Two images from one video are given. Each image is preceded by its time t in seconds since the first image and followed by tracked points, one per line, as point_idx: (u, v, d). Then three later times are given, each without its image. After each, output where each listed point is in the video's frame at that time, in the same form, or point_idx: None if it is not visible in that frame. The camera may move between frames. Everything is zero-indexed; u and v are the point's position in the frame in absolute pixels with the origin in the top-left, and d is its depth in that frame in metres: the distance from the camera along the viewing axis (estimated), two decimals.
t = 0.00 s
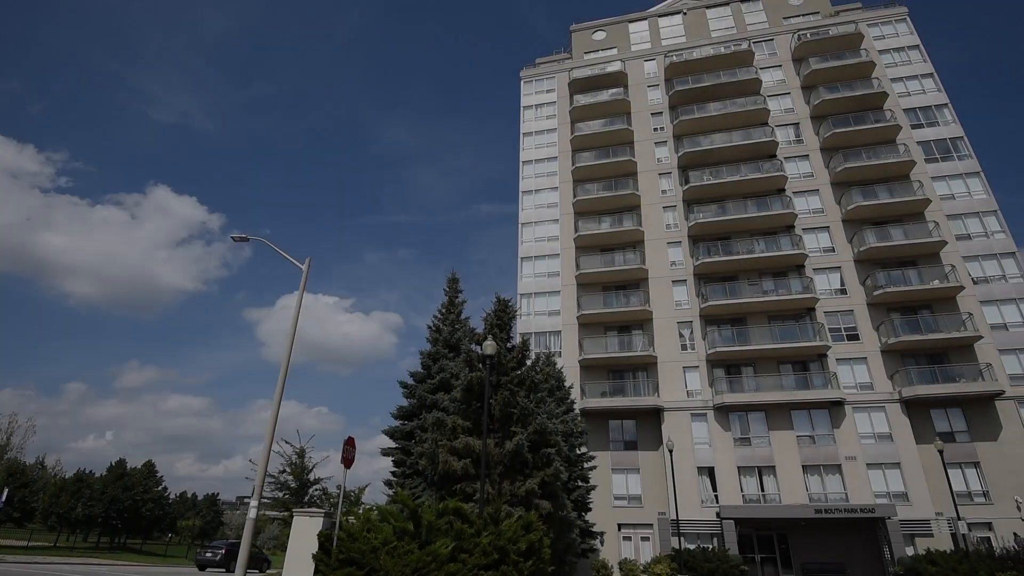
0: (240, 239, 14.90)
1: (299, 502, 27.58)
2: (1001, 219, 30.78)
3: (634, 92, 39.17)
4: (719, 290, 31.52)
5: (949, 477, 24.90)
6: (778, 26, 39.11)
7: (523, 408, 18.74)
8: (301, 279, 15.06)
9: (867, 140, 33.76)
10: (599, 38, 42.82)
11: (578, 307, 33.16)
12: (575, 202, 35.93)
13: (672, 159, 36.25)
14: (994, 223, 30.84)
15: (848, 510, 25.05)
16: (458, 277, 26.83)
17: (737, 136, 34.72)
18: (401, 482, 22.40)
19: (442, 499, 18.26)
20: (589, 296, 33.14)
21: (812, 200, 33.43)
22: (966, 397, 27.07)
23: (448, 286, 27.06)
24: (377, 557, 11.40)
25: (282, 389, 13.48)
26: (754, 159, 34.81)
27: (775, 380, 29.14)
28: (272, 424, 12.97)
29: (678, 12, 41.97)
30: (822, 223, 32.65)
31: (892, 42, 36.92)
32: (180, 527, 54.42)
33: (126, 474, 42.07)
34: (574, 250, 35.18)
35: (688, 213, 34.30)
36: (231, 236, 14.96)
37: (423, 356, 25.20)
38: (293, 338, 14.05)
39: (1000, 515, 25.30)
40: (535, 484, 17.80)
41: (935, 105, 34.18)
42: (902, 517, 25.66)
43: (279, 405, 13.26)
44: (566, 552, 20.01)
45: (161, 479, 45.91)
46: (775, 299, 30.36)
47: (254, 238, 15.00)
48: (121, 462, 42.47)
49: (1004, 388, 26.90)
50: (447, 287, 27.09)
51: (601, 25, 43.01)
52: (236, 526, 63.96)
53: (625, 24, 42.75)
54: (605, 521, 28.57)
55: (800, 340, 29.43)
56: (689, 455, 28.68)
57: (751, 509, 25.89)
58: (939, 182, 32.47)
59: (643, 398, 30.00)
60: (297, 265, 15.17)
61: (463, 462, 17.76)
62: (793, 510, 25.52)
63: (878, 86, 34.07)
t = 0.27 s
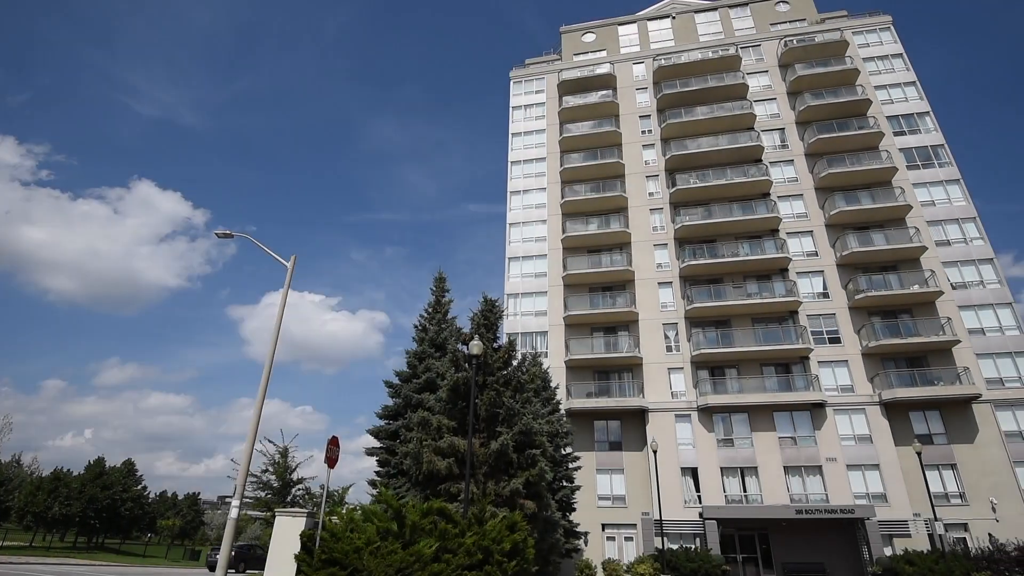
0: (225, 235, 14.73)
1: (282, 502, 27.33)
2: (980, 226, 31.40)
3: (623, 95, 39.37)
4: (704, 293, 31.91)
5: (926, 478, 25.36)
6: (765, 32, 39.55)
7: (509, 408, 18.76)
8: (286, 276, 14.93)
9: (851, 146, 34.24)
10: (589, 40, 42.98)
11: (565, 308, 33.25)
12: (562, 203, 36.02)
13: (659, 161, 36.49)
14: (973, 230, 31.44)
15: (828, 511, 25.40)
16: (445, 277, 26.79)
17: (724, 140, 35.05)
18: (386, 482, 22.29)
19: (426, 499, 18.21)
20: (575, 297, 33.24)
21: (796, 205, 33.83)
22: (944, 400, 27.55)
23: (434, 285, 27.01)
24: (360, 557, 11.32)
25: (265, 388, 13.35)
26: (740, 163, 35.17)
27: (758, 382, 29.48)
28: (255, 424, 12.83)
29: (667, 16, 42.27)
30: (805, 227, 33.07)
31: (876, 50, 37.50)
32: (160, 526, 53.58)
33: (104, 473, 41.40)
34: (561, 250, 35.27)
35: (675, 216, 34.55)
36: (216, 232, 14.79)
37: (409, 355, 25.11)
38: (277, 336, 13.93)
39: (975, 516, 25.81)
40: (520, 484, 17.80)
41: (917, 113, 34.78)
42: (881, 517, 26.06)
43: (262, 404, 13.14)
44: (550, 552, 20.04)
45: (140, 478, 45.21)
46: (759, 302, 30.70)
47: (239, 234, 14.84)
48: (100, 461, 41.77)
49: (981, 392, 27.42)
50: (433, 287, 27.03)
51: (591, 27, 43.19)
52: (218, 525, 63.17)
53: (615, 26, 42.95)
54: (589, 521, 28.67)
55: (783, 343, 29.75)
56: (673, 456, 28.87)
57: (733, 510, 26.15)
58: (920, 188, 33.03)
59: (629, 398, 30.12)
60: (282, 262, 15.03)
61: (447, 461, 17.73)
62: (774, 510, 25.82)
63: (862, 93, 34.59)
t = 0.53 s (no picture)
0: (208, 231, 14.53)
1: (264, 502, 27.06)
2: (959, 232, 32.02)
3: (611, 97, 39.55)
4: (690, 294, 32.10)
5: (905, 479, 25.80)
6: (752, 38, 39.97)
7: (495, 408, 18.77)
8: (270, 274, 14.79)
9: (835, 152, 34.72)
10: (578, 42, 43.10)
11: (551, 308, 33.34)
12: (550, 204, 36.09)
13: (647, 164, 36.71)
14: (952, 236, 32.05)
15: (809, 511, 25.75)
16: (432, 276, 26.74)
17: (711, 143, 35.37)
18: (370, 482, 22.15)
19: (411, 499, 18.13)
20: (562, 297, 33.34)
21: (781, 209, 34.23)
22: (923, 402, 28.04)
23: (421, 285, 26.93)
24: (343, 558, 11.23)
25: (248, 387, 13.20)
26: (726, 167, 35.51)
27: (742, 383, 29.78)
28: (237, 422, 12.69)
29: (656, 20, 42.54)
30: (789, 231, 33.47)
31: (861, 57, 38.06)
32: (139, 525, 52.74)
33: (83, 472, 40.75)
34: (549, 251, 35.34)
35: (662, 218, 34.79)
36: (200, 228, 14.60)
37: (395, 354, 25.02)
38: (261, 334, 13.77)
39: (951, 517, 26.31)
40: (505, 484, 17.78)
41: (899, 120, 35.37)
42: (861, 518, 26.44)
43: (245, 403, 12.98)
44: (534, 553, 20.05)
45: (119, 477, 44.55)
46: (743, 304, 31.01)
47: (223, 231, 14.69)
48: (78, 460, 41.11)
49: (958, 395, 27.95)
50: (420, 286, 26.96)
51: (581, 29, 43.34)
52: (198, 525, 62.33)
53: (604, 28, 43.13)
54: (574, 521, 28.76)
55: (767, 345, 30.03)
56: (658, 457, 29.05)
57: (716, 510, 26.41)
58: (902, 194, 33.58)
59: (614, 399, 30.25)
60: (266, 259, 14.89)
61: (432, 461, 17.68)
62: (756, 511, 26.12)
63: (847, 99, 35.09)
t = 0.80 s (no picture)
0: (193, 227, 14.38)
1: (247, 501, 26.80)
2: (940, 237, 32.57)
3: (601, 99, 39.70)
4: (676, 296, 32.26)
5: (885, 480, 26.19)
6: (740, 43, 40.34)
7: (481, 408, 18.76)
8: (256, 271, 14.66)
9: (820, 157, 35.15)
10: (568, 43, 43.20)
11: (539, 309, 33.39)
12: (539, 204, 36.14)
13: (635, 165, 36.90)
14: (934, 241, 32.60)
15: (791, 511, 26.04)
16: (419, 275, 26.66)
17: (698, 146, 35.64)
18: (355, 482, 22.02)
19: (396, 498, 18.08)
20: (550, 298, 33.40)
21: (766, 212, 34.58)
22: (904, 405, 28.50)
23: (408, 284, 26.84)
24: (327, 558, 11.17)
25: (232, 385, 13.08)
26: (714, 170, 35.82)
27: (726, 385, 30.02)
28: (221, 421, 12.57)
29: (646, 23, 42.78)
30: (775, 234, 33.83)
31: (847, 63, 38.56)
32: (118, 525, 51.90)
33: (61, 471, 40.00)
34: (537, 252, 35.39)
35: (649, 220, 34.99)
36: (184, 224, 14.44)
37: (381, 353, 24.92)
38: (245, 332, 13.65)
39: (930, 518, 26.76)
40: (491, 484, 17.77)
41: (883, 126, 35.90)
42: (842, 518, 26.79)
43: (228, 401, 12.86)
44: (519, 553, 20.05)
45: (99, 476, 43.77)
46: (729, 306, 31.29)
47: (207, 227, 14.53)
48: (56, 458, 40.36)
49: (938, 398, 28.43)
50: (408, 285, 26.86)
51: (571, 30, 43.44)
52: (180, 525, 61.40)
53: (595, 31, 43.30)
54: (559, 521, 28.83)
55: (751, 347, 30.34)
56: (643, 457, 29.22)
57: (700, 510, 26.61)
58: (885, 200, 34.08)
59: (600, 399, 30.38)
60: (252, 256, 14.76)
61: (419, 461, 17.64)
62: (739, 511, 26.36)
63: (832, 105, 35.55)
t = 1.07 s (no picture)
0: (178, 224, 14.25)
1: (230, 501, 26.52)
2: (922, 242, 33.11)
3: (591, 100, 39.83)
4: (663, 297, 32.42)
5: (867, 481, 26.56)
6: (729, 47, 40.69)
7: (469, 408, 18.74)
8: (242, 268, 14.56)
9: (806, 161, 35.55)
10: (559, 44, 43.27)
11: (527, 309, 33.43)
12: (528, 205, 36.17)
13: (624, 167, 37.08)
14: (916, 246, 33.13)
15: (774, 511, 26.31)
16: (407, 274, 26.59)
17: (687, 149, 35.89)
18: (340, 482, 21.86)
19: (382, 498, 18.02)
20: (538, 298, 33.46)
21: (753, 216, 34.91)
22: (885, 407, 28.92)
23: (396, 283, 26.73)
24: (312, 558, 11.10)
25: (216, 383, 12.95)
26: (701, 173, 36.10)
27: (712, 386, 30.24)
28: (204, 420, 12.43)
29: (637, 26, 43.00)
30: (761, 237, 34.17)
31: (833, 69, 39.05)
32: (99, 524, 51.09)
33: (40, 469, 39.30)
34: (525, 252, 35.43)
35: (637, 222, 35.18)
36: (170, 220, 14.31)
37: (369, 352, 24.80)
38: (230, 330, 13.55)
39: (910, 518, 27.20)
40: (477, 484, 17.74)
41: (868, 132, 36.42)
42: (824, 519, 27.12)
43: (212, 400, 12.73)
44: (505, 552, 20.04)
45: (78, 474, 43.02)
46: (715, 308, 31.54)
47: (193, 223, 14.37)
48: (35, 456, 39.63)
49: (918, 400, 28.88)
50: (395, 283, 26.77)
51: (562, 32, 43.53)
52: (161, 524, 60.60)
53: (585, 32, 43.44)
54: (545, 521, 28.88)
55: (736, 348, 30.67)
56: (629, 457, 29.37)
57: (685, 510, 26.81)
58: (869, 205, 34.57)
59: (587, 400, 30.48)
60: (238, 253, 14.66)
61: (405, 461, 17.59)
62: (723, 511, 26.59)
63: (818, 110, 35.98)
